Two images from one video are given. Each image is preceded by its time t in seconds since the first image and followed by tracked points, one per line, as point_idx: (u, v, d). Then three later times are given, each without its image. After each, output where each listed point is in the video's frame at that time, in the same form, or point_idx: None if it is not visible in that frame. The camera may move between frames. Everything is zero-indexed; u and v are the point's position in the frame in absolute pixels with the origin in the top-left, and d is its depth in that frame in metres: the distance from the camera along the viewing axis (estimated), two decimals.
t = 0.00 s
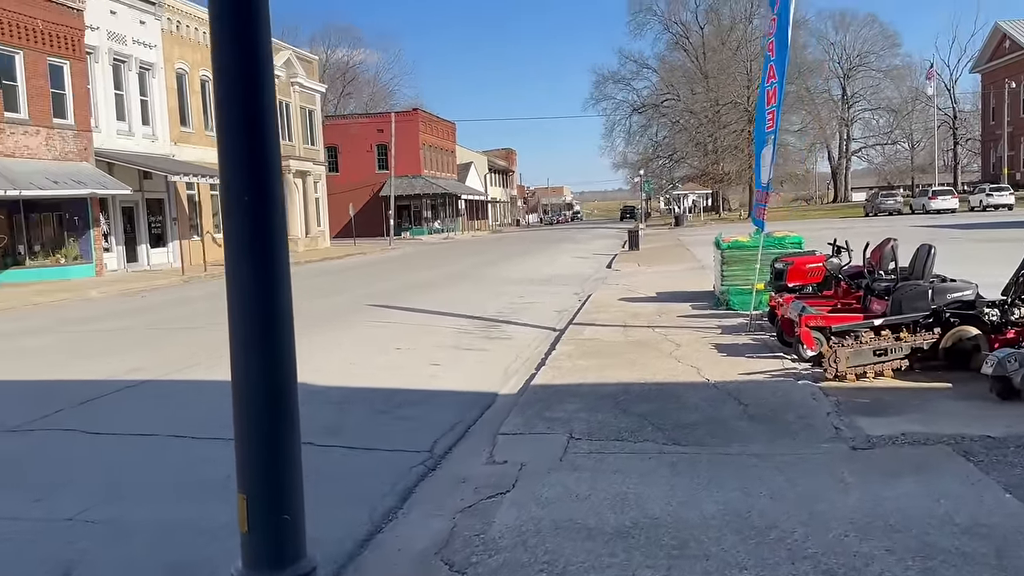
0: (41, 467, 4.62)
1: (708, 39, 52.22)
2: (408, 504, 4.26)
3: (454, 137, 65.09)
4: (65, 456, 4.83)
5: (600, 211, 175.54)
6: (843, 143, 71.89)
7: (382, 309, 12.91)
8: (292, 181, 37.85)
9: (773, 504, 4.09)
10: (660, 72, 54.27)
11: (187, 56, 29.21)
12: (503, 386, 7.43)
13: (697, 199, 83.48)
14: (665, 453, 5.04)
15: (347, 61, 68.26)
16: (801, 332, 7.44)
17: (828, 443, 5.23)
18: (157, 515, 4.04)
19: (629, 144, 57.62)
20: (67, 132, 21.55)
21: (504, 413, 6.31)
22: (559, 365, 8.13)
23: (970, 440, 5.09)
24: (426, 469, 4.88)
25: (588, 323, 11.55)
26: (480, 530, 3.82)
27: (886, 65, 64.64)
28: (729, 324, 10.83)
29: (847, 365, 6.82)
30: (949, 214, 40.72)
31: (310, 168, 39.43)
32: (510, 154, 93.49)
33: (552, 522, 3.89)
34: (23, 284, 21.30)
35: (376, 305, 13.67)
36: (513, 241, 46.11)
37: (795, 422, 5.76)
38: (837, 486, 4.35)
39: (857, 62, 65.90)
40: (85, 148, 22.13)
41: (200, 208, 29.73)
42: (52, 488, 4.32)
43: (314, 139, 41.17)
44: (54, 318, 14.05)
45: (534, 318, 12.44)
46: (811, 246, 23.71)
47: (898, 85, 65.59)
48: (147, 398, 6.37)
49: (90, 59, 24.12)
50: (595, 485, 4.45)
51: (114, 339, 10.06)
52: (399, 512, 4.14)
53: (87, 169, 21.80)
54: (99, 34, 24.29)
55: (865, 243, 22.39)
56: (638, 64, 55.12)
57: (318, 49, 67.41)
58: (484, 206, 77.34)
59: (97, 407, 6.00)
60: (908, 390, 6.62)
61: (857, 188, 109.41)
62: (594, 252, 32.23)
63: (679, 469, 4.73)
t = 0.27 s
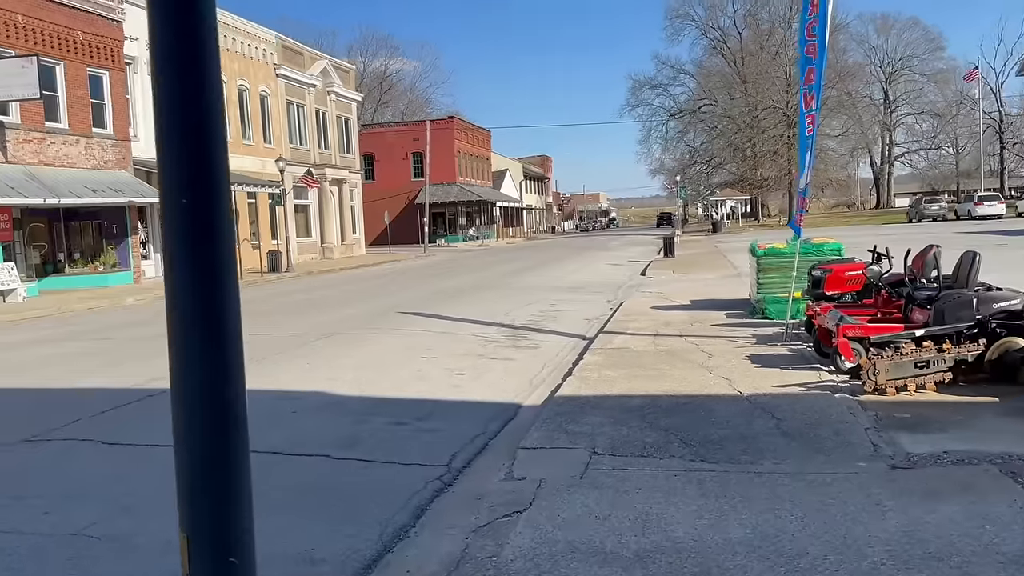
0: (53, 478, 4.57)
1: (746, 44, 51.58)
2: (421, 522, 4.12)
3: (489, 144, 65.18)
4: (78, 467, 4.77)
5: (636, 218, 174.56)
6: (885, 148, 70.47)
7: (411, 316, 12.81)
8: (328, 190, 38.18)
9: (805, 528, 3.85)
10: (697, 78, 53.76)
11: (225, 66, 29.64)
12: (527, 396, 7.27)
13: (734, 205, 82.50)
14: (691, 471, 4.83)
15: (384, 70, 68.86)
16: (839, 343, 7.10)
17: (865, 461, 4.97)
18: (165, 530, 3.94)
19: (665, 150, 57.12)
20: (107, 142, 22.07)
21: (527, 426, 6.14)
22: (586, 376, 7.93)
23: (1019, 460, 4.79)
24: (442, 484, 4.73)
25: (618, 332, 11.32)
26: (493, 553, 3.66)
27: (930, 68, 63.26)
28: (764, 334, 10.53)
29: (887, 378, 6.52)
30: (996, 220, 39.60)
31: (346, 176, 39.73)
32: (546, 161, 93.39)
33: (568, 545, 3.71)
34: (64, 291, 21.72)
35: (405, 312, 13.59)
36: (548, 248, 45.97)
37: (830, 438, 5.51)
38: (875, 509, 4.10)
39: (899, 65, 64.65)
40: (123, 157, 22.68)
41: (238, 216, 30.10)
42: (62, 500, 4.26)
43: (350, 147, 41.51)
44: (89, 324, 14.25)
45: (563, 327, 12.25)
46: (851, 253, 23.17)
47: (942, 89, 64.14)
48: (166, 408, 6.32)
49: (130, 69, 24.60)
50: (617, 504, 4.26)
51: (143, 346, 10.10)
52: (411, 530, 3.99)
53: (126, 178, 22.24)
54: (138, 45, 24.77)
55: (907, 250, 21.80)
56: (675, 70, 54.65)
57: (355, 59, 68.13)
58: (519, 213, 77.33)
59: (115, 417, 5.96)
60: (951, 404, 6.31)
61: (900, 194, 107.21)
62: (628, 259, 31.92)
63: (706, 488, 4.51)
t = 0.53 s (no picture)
0: (67, 492, 4.54)
1: (788, 48, 50.70)
2: (435, 543, 3.99)
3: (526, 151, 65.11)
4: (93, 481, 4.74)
5: (675, 224, 173.03)
6: (932, 152, 68.69)
7: (441, 325, 12.71)
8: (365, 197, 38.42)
9: (838, 557, 3.63)
10: (738, 82, 53.04)
11: (264, 76, 30.02)
12: (553, 409, 7.10)
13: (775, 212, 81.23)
14: (719, 492, 4.62)
15: (422, 78, 69.30)
16: (879, 355, 6.79)
17: (904, 483, 4.70)
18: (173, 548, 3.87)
19: (704, 156, 56.43)
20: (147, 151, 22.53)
21: (551, 440, 5.98)
22: (615, 388, 7.72)
23: None
24: (459, 502, 4.60)
25: (651, 341, 11.08)
26: None
27: (979, 70, 61.52)
28: (802, 344, 10.20)
29: (929, 393, 6.22)
30: None
31: (383, 184, 39.96)
32: (583, 168, 93.00)
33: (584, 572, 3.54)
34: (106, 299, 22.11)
35: (436, 321, 13.49)
36: (584, 255, 45.69)
37: (868, 457, 5.24)
38: (915, 536, 3.85)
39: (946, 67, 63.00)
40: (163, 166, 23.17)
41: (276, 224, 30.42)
42: (73, 515, 4.21)
43: (387, 156, 41.73)
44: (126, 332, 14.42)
45: (595, 336, 12.04)
46: (896, 260, 22.50)
47: (992, 91, 62.32)
48: (187, 419, 6.29)
49: (170, 79, 25.06)
50: (639, 527, 4.08)
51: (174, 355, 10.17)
52: (424, 552, 3.87)
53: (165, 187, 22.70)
54: (179, 56, 25.24)
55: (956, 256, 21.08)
56: (714, 75, 54.01)
57: (393, 68, 68.68)
58: (557, 220, 77.07)
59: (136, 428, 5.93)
60: (998, 422, 5.99)
61: (948, 199, 104.49)
62: (665, 267, 31.53)
63: (734, 511, 4.31)
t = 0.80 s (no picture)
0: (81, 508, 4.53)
1: (832, 52, 49.74)
2: (445, 568, 3.87)
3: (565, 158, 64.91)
4: (107, 499, 4.73)
5: (717, 231, 170.92)
6: (983, 156, 66.76)
7: (472, 335, 12.61)
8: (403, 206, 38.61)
9: None
10: (780, 87, 52.17)
11: (303, 86, 30.39)
12: (578, 424, 6.93)
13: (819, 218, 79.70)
14: (744, 517, 4.42)
15: (461, 87, 69.60)
16: (920, 371, 6.49)
17: (945, 511, 4.43)
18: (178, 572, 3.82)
19: (746, 162, 55.61)
20: (187, 162, 22.97)
21: (574, 458, 5.82)
22: (644, 403, 7.52)
23: None
24: (475, 524, 4.46)
25: (684, 353, 10.83)
26: None
27: None
28: (841, 358, 9.85)
29: (973, 412, 5.90)
30: None
31: (421, 192, 40.12)
32: (623, 174, 92.44)
33: None
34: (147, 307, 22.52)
35: (468, 331, 13.40)
36: (622, 263, 45.30)
37: (907, 480, 4.97)
38: (954, 571, 3.61)
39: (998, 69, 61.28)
40: (204, 177, 23.51)
41: (315, 233, 30.71)
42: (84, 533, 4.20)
43: (425, 164, 41.92)
44: (161, 341, 14.60)
45: (627, 346, 11.82)
46: (944, 268, 21.77)
47: None
48: (208, 432, 6.27)
49: (211, 90, 25.52)
50: (659, 555, 3.91)
51: (205, 364, 10.23)
52: None
53: (205, 196, 23.07)
54: (219, 67, 25.69)
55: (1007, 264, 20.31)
56: (756, 80, 53.22)
57: (433, 77, 69.15)
58: (596, 227, 76.68)
59: (156, 441, 5.93)
60: None
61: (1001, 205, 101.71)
62: (704, 274, 31.06)
63: (760, 538, 4.10)
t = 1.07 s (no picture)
0: (96, 517, 4.53)
1: (880, 54, 48.52)
2: None
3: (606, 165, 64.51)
4: (123, 507, 4.72)
5: (763, 237, 168.25)
6: None
7: (505, 342, 12.48)
8: (443, 213, 38.70)
9: None
10: (827, 90, 51.05)
11: (344, 95, 30.71)
12: (606, 435, 6.76)
13: (868, 224, 77.80)
14: (772, 538, 4.21)
15: (502, 94, 69.71)
16: (965, 384, 6.21)
17: (987, 533, 4.17)
18: None
19: (791, 166, 54.56)
20: (230, 170, 23.35)
21: (598, 471, 5.65)
22: (675, 414, 7.30)
23: None
24: (490, 539, 4.33)
25: (721, 362, 10.54)
26: None
27: None
28: (885, 368, 9.48)
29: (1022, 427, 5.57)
30: None
31: (460, 199, 40.19)
32: (665, 180, 91.56)
33: None
34: (190, 313, 22.89)
35: (502, 338, 13.27)
36: (663, 269, 44.73)
37: (949, 500, 4.70)
38: None
39: None
40: (246, 185, 23.86)
41: (355, 240, 30.94)
42: (96, 542, 4.19)
43: (465, 171, 42.00)
44: (200, 347, 14.78)
45: (663, 355, 11.57)
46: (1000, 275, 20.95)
47: None
48: (230, 439, 6.26)
49: (253, 100, 25.93)
50: None
51: (238, 371, 10.30)
52: None
53: (247, 204, 23.40)
54: (262, 77, 26.10)
55: None
56: (801, 83, 52.22)
57: (474, 85, 69.41)
58: (637, 234, 76.02)
59: (178, 448, 5.94)
60: None
61: None
62: (746, 281, 30.45)
63: (787, 561, 3.89)
